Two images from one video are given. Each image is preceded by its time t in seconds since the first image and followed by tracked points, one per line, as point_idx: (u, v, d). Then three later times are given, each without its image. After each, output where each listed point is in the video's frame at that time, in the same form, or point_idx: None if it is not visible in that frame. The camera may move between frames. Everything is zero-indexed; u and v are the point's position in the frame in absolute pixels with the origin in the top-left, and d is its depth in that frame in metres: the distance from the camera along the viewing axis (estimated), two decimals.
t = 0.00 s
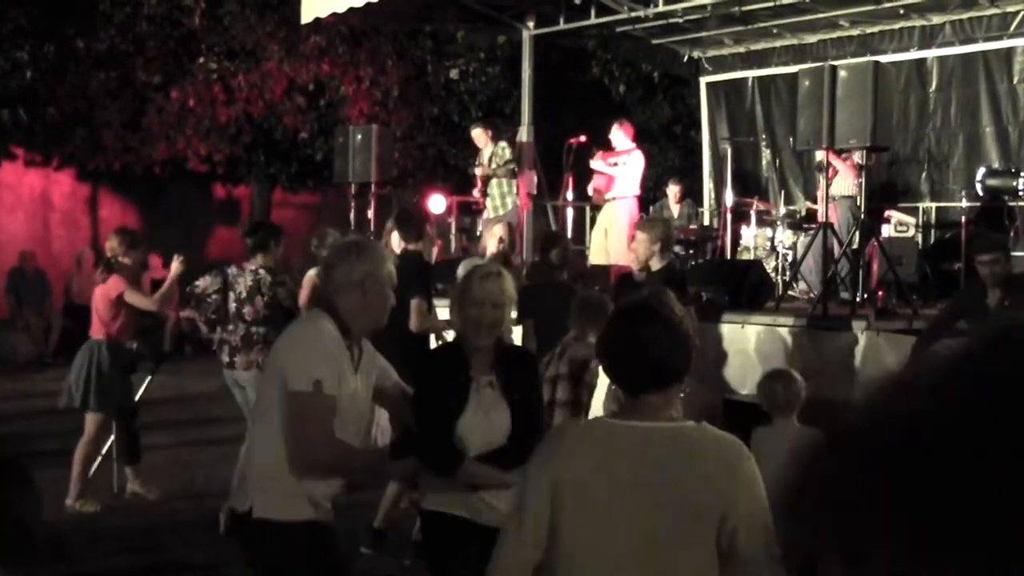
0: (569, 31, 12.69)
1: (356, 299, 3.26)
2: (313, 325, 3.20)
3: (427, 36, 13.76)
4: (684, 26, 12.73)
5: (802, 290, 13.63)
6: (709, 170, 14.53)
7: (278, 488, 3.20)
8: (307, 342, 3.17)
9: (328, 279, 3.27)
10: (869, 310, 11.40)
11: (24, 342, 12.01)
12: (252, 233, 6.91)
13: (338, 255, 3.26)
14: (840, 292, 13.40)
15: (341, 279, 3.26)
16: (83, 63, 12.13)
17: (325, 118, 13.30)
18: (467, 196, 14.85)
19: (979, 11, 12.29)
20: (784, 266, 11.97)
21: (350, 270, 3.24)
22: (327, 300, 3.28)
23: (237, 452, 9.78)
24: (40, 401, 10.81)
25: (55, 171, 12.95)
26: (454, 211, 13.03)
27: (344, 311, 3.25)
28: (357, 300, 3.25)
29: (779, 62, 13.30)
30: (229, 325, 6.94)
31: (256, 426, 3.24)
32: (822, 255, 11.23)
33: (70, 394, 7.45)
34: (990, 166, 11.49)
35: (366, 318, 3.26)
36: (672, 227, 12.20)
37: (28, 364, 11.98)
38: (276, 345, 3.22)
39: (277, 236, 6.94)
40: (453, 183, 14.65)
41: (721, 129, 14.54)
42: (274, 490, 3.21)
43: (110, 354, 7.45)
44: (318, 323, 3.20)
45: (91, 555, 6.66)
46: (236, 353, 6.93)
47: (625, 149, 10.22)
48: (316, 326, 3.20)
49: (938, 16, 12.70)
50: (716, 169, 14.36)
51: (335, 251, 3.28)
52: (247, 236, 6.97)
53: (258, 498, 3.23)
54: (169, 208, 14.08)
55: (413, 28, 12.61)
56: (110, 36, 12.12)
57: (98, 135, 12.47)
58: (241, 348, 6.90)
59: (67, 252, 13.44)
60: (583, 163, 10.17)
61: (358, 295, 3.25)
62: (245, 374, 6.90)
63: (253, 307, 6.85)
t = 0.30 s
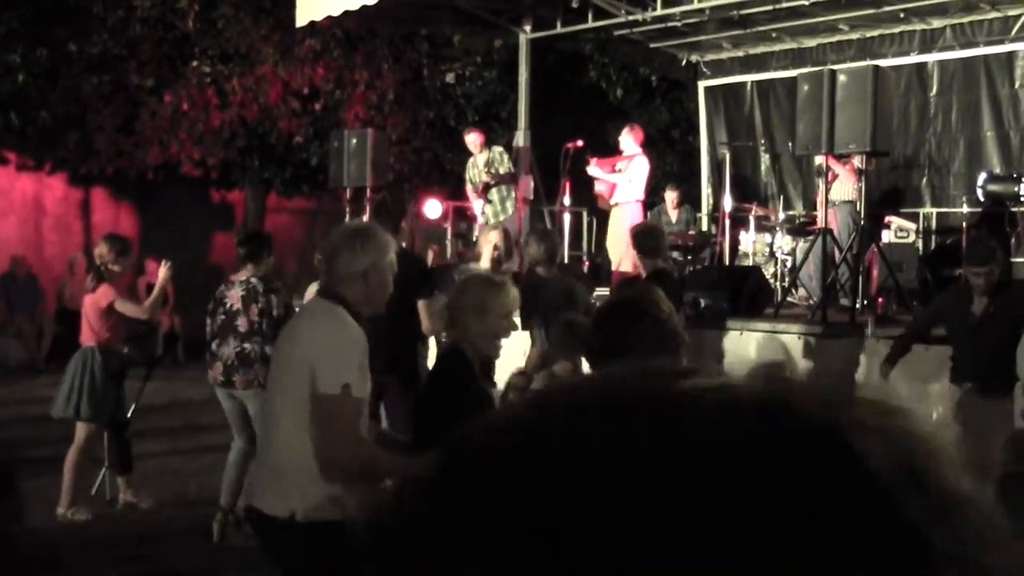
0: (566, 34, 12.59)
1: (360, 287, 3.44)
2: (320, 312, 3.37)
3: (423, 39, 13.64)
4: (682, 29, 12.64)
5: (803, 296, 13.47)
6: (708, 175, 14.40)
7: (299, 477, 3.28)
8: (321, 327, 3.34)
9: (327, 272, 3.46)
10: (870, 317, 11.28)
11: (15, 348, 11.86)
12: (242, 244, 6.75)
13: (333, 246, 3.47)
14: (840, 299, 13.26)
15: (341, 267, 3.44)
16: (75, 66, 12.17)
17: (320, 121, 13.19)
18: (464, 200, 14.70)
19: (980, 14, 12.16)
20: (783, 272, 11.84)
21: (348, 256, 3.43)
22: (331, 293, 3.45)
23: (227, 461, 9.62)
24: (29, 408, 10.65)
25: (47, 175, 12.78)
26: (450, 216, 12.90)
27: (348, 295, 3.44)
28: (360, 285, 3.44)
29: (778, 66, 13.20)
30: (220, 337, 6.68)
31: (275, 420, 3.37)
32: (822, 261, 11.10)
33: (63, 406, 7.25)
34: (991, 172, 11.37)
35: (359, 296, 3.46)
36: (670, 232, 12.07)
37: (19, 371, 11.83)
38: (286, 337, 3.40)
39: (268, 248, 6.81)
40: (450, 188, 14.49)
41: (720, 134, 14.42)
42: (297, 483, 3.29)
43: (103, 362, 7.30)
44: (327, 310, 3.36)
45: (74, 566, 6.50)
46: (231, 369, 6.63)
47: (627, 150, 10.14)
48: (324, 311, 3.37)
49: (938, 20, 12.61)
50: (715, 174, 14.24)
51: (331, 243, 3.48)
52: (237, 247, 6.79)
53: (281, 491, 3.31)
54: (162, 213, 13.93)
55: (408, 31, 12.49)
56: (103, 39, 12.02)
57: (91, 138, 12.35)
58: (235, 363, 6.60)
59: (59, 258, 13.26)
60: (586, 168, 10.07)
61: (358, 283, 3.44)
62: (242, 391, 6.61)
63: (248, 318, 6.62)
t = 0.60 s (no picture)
0: (564, 39, 12.47)
1: (346, 285, 3.91)
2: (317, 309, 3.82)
3: (420, 44, 13.51)
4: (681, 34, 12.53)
5: (802, 304, 13.32)
6: (708, 181, 14.24)
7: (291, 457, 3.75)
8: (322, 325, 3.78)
9: (318, 272, 3.90)
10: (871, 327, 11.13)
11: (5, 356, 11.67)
12: (242, 243, 6.61)
13: (325, 250, 3.90)
14: (841, 307, 13.12)
15: (333, 270, 3.88)
16: (68, 70, 11.86)
17: (316, 127, 13.04)
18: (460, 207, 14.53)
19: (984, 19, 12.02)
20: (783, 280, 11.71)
21: (345, 263, 3.88)
22: (320, 289, 3.89)
23: (218, 470, 9.44)
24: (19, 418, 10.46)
25: (39, 182, 12.50)
26: (447, 223, 12.76)
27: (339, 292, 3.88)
28: (348, 284, 3.89)
29: (779, 71, 13.06)
30: (225, 335, 6.65)
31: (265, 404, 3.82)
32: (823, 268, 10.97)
33: (60, 417, 7.16)
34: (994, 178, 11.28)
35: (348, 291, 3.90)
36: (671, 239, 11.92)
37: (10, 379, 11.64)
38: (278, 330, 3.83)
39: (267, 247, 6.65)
40: (447, 195, 14.32)
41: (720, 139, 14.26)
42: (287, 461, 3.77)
43: (94, 370, 7.14)
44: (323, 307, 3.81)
45: None
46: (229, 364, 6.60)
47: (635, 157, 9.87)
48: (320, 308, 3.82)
49: (941, 24, 12.49)
50: (715, 180, 14.08)
51: (324, 247, 3.91)
52: (237, 244, 6.65)
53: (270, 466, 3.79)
54: (154, 219, 13.76)
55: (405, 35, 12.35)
56: (96, 43, 11.89)
57: (83, 144, 12.18)
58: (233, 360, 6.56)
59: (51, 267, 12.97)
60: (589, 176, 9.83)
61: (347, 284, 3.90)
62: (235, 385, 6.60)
63: (242, 317, 6.53)
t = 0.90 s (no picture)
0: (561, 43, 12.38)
1: (342, 298, 3.82)
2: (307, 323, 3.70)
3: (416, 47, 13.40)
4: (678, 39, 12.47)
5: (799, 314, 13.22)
6: (704, 188, 14.14)
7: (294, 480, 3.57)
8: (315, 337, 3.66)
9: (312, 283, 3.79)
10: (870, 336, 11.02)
11: None
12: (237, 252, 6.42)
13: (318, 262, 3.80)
14: (838, 316, 13.01)
15: (331, 277, 3.78)
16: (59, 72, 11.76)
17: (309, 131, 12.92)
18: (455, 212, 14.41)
19: (983, 27, 12.03)
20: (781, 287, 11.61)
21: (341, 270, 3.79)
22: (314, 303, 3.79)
23: (210, 477, 9.30)
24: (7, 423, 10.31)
25: (28, 183, 12.26)
26: (442, 228, 12.63)
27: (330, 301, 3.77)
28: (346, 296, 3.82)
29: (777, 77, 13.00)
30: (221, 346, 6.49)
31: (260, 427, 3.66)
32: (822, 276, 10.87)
33: (43, 423, 7.00)
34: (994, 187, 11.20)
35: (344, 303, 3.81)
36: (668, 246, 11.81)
37: None
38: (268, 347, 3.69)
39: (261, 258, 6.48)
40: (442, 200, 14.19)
41: (716, 146, 14.16)
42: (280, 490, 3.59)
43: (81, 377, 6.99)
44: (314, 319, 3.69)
45: None
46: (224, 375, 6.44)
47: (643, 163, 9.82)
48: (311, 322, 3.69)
49: (939, 32, 12.42)
50: (711, 188, 13.98)
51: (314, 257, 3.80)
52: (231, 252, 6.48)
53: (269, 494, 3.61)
54: (145, 223, 13.61)
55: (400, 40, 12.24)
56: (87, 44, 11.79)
57: (74, 146, 12.06)
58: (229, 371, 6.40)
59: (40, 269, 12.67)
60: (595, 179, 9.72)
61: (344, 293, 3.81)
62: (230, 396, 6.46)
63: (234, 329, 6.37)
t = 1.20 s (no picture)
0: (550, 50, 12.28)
1: (349, 313, 3.62)
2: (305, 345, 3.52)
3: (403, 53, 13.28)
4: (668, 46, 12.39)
5: (789, 324, 13.11)
6: (695, 196, 14.01)
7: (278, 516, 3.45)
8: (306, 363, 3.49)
9: (315, 296, 3.59)
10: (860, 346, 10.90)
11: None
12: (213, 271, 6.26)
13: (321, 274, 3.58)
14: (828, 326, 12.87)
15: (335, 291, 3.58)
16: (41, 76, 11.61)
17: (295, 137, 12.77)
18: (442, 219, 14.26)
19: (974, 36, 12.00)
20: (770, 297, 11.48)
21: (343, 285, 3.58)
22: (317, 319, 3.59)
23: (191, 487, 9.15)
24: None
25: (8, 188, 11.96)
26: (428, 236, 12.47)
27: (331, 317, 3.58)
28: (352, 312, 3.61)
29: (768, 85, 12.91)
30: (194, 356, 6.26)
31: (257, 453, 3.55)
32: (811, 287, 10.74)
33: (18, 434, 6.85)
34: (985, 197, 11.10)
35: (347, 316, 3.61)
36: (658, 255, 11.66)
37: None
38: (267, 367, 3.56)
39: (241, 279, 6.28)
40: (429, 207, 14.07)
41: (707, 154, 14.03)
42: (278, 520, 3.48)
43: (56, 387, 6.86)
44: (312, 340, 3.52)
45: None
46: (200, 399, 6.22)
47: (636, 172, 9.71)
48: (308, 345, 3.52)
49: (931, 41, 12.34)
50: (702, 196, 13.85)
51: (319, 270, 3.58)
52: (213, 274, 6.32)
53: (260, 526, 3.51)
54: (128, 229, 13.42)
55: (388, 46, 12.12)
56: (70, 48, 11.65)
57: (55, 152, 11.88)
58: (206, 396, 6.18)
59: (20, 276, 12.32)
60: (587, 186, 9.66)
61: (348, 309, 3.60)
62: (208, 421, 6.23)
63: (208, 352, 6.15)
